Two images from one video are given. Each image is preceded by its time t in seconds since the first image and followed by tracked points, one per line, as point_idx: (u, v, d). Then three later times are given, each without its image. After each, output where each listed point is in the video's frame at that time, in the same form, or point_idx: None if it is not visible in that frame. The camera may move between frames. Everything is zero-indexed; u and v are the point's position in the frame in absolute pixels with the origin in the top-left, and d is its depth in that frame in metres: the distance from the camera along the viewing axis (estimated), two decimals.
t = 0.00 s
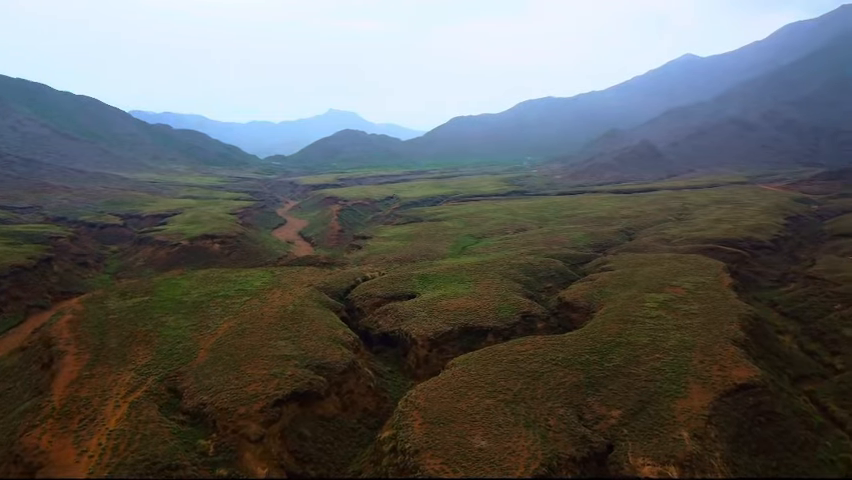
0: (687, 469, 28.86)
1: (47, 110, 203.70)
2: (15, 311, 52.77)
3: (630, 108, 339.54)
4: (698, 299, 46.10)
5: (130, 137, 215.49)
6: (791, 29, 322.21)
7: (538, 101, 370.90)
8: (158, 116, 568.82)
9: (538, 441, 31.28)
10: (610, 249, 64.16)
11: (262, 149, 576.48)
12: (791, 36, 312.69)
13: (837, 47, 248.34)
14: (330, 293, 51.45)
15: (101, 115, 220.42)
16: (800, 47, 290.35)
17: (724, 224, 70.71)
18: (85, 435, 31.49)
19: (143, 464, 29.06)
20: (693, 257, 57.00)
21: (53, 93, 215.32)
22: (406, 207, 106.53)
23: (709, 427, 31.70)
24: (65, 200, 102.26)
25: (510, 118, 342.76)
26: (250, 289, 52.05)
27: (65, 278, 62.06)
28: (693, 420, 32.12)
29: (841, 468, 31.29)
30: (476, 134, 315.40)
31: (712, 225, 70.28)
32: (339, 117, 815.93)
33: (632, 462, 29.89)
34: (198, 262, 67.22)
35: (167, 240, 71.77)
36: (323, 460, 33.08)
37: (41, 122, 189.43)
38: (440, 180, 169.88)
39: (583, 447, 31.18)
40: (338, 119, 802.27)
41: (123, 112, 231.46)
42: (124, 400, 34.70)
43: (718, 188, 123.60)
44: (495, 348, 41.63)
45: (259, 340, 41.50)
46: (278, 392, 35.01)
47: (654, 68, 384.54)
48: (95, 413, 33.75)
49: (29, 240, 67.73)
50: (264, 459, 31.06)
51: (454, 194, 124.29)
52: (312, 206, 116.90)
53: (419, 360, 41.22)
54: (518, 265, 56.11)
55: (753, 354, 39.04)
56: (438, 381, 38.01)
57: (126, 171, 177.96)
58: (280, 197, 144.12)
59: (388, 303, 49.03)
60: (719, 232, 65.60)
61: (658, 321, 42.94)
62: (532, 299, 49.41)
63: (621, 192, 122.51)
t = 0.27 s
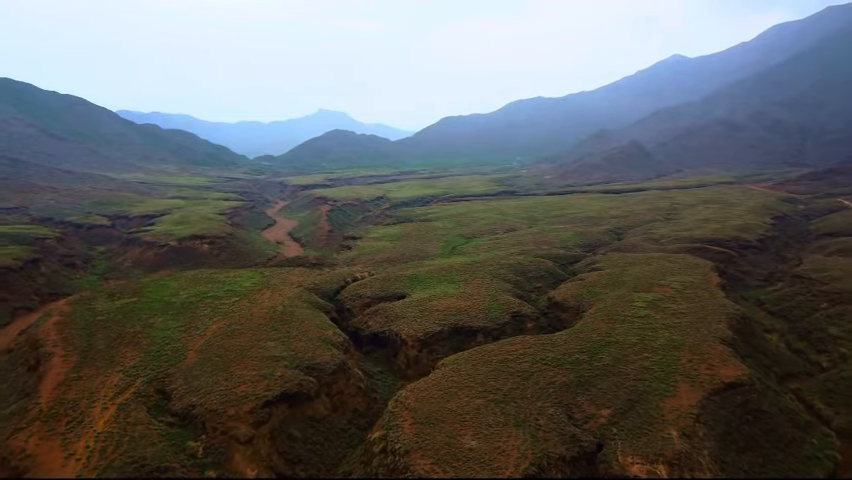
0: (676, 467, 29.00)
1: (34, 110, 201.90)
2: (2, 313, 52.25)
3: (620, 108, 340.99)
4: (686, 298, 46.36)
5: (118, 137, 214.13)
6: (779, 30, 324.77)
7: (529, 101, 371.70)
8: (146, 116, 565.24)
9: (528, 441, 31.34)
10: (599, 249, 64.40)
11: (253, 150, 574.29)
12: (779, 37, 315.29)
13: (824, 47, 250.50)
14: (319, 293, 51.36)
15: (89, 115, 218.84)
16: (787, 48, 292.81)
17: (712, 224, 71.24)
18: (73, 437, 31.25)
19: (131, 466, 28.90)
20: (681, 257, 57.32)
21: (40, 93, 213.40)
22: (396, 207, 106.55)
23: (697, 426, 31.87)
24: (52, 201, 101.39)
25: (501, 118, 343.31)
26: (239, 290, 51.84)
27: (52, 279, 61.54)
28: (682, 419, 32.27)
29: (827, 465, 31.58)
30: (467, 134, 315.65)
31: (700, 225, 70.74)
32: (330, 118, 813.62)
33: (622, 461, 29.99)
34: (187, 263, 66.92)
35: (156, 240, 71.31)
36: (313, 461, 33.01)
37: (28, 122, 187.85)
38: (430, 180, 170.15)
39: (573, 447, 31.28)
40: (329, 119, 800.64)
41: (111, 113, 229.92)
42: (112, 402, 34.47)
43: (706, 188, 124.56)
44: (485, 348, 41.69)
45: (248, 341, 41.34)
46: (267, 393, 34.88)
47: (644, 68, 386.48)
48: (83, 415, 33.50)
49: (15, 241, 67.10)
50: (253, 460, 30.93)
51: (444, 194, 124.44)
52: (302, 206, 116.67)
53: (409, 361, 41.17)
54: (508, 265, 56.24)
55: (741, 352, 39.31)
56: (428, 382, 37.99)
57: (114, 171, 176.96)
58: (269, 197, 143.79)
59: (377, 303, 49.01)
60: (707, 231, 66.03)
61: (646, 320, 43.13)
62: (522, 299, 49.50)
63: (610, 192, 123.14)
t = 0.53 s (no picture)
0: (661, 466, 29.20)
1: (17, 109, 199.45)
2: None
3: (609, 108, 342.81)
4: (672, 297, 46.70)
5: (102, 137, 212.20)
6: (764, 30, 328.19)
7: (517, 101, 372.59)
8: (132, 116, 560.51)
9: (515, 440, 31.42)
10: (585, 249, 64.70)
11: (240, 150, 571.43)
12: (764, 37, 318.61)
13: (809, 48, 253.39)
14: (306, 294, 51.19)
15: (72, 115, 216.75)
16: (772, 48, 296.02)
17: (696, 223, 71.86)
18: (56, 441, 30.93)
19: (116, 470, 28.67)
20: (666, 256, 57.70)
21: (23, 93, 210.91)
22: (383, 208, 106.50)
23: (683, 424, 32.09)
24: (34, 202, 100.16)
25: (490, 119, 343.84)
26: (225, 291, 51.59)
27: (34, 281, 60.69)
28: (666, 417, 32.48)
29: (810, 463, 31.93)
30: (456, 135, 315.79)
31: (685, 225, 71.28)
32: (319, 118, 811.73)
33: (608, 459, 30.11)
34: (172, 264, 66.48)
35: (140, 241, 70.70)
36: (300, 462, 32.87)
37: (11, 122, 185.62)
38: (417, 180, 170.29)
39: (559, 446, 31.40)
40: (318, 120, 798.14)
41: (95, 113, 227.86)
42: (96, 405, 34.15)
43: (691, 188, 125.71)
44: (471, 348, 41.73)
45: (234, 342, 41.13)
46: (253, 395, 34.69)
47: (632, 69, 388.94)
48: (66, 418, 33.15)
49: None
50: (240, 462, 30.78)
51: (431, 194, 124.54)
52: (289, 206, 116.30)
53: (396, 361, 41.15)
54: (494, 265, 56.41)
55: (726, 351, 39.63)
56: (415, 382, 37.95)
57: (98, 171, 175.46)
58: (256, 198, 143.16)
59: (364, 304, 48.95)
60: (692, 231, 66.51)
61: (632, 320, 43.42)
62: (509, 299, 49.61)
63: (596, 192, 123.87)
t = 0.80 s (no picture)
0: (647, 464, 29.36)
1: None
2: None
3: (597, 108, 344.46)
4: (658, 296, 47.00)
5: (86, 136, 210.20)
6: (749, 31, 331.59)
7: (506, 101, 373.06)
8: (117, 116, 554.76)
9: (502, 440, 31.47)
10: (572, 249, 64.94)
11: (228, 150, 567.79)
12: (749, 38, 321.92)
13: (794, 48, 256.08)
14: (293, 295, 51.00)
15: (55, 114, 214.54)
16: (757, 49, 299.13)
17: (681, 223, 72.44)
18: (39, 444, 30.60)
19: (100, 473, 28.43)
20: (652, 256, 58.03)
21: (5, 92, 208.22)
22: (370, 208, 106.41)
23: (668, 422, 32.29)
24: (17, 201, 98.79)
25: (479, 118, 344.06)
26: (211, 292, 51.30)
27: (17, 282, 59.62)
28: (652, 416, 32.67)
29: (793, 460, 32.27)
30: (445, 134, 315.61)
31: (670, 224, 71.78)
32: (308, 118, 809.10)
33: (595, 458, 30.23)
34: (157, 265, 65.98)
35: (125, 242, 70.03)
36: (288, 463, 32.72)
37: None
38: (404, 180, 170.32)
39: (546, 445, 31.49)
40: (307, 120, 795.71)
41: (79, 112, 225.65)
42: (80, 407, 33.82)
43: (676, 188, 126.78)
44: (459, 348, 41.75)
45: (221, 343, 40.88)
46: (240, 396, 34.50)
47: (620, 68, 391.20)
48: (50, 421, 32.80)
49: None
50: (226, 464, 30.58)
51: (419, 194, 124.51)
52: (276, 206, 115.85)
53: (383, 361, 41.06)
54: (481, 265, 56.50)
55: (711, 350, 39.94)
56: (402, 382, 37.91)
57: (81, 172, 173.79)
58: (243, 198, 142.35)
59: (352, 304, 48.87)
60: (678, 231, 66.98)
61: (618, 319, 43.63)
62: (496, 299, 49.68)
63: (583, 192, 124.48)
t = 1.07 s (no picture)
0: (634, 462, 29.50)
1: None
2: None
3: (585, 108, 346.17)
4: (644, 296, 47.32)
5: (69, 136, 208.07)
6: (735, 31, 334.87)
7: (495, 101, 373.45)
8: (102, 116, 549.27)
9: (490, 440, 31.49)
10: (559, 248, 65.17)
11: (216, 150, 564.53)
12: (735, 38, 325.07)
13: (778, 48, 258.92)
14: (280, 296, 50.77)
15: (38, 114, 212.11)
16: (742, 49, 302.15)
17: (667, 223, 73.02)
18: (22, 448, 30.25)
19: (85, 476, 28.14)
20: (638, 256, 58.38)
21: None
22: (357, 208, 106.33)
23: (655, 421, 32.46)
24: None
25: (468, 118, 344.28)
26: (197, 293, 50.97)
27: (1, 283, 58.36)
28: (639, 414, 32.85)
29: (778, 457, 32.60)
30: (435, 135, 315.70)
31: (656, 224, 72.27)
32: (297, 118, 806.57)
33: (582, 457, 30.33)
34: (142, 266, 65.47)
35: (110, 243, 69.37)
36: (275, 465, 32.53)
37: None
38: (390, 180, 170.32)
39: (534, 444, 31.54)
40: (296, 120, 793.39)
41: (62, 112, 223.32)
42: (65, 410, 33.47)
43: (662, 187, 127.83)
44: (447, 348, 41.75)
45: (208, 344, 40.62)
46: (227, 398, 34.26)
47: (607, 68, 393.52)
48: (34, 424, 32.43)
49: None
50: (213, 466, 30.34)
51: (406, 194, 124.52)
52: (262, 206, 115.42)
53: (371, 361, 40.96)
54: (469, 265, 56.61)
55: (697, 348, 40.22)
56: (390, 383, 37.85)
57: (65, 172, 172.02)
58: (229, 198, 141.58)
59: (339, 305, 48.76)
60: (665, 231, 67.43)
61: (605, 318, 43.82)
62: (483, 298, 49.74)
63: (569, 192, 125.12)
